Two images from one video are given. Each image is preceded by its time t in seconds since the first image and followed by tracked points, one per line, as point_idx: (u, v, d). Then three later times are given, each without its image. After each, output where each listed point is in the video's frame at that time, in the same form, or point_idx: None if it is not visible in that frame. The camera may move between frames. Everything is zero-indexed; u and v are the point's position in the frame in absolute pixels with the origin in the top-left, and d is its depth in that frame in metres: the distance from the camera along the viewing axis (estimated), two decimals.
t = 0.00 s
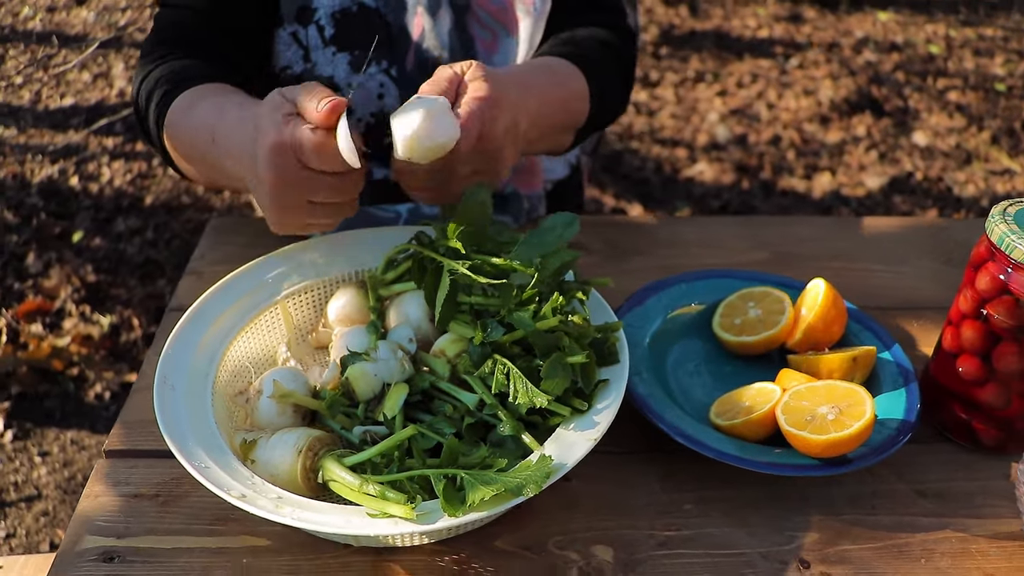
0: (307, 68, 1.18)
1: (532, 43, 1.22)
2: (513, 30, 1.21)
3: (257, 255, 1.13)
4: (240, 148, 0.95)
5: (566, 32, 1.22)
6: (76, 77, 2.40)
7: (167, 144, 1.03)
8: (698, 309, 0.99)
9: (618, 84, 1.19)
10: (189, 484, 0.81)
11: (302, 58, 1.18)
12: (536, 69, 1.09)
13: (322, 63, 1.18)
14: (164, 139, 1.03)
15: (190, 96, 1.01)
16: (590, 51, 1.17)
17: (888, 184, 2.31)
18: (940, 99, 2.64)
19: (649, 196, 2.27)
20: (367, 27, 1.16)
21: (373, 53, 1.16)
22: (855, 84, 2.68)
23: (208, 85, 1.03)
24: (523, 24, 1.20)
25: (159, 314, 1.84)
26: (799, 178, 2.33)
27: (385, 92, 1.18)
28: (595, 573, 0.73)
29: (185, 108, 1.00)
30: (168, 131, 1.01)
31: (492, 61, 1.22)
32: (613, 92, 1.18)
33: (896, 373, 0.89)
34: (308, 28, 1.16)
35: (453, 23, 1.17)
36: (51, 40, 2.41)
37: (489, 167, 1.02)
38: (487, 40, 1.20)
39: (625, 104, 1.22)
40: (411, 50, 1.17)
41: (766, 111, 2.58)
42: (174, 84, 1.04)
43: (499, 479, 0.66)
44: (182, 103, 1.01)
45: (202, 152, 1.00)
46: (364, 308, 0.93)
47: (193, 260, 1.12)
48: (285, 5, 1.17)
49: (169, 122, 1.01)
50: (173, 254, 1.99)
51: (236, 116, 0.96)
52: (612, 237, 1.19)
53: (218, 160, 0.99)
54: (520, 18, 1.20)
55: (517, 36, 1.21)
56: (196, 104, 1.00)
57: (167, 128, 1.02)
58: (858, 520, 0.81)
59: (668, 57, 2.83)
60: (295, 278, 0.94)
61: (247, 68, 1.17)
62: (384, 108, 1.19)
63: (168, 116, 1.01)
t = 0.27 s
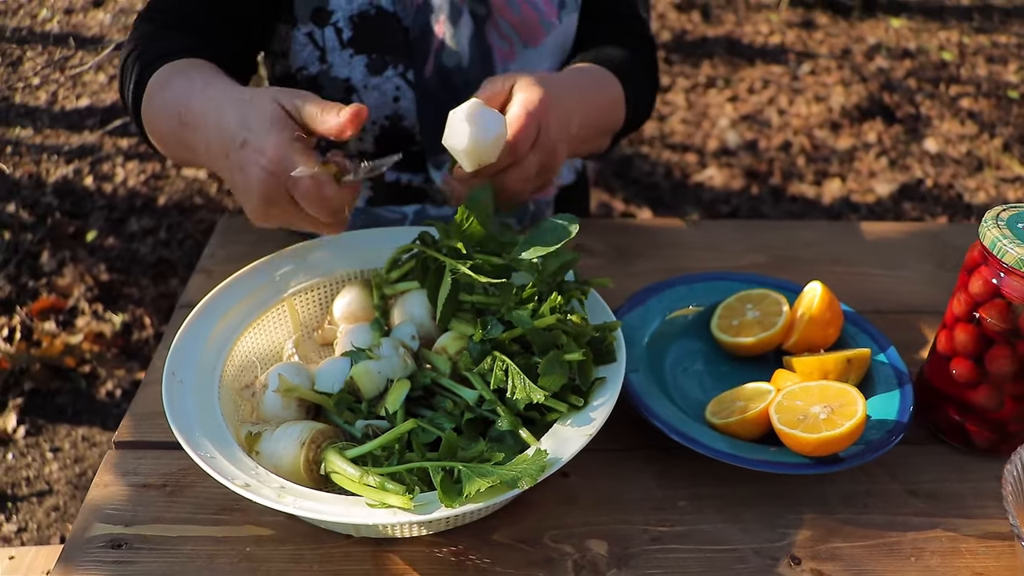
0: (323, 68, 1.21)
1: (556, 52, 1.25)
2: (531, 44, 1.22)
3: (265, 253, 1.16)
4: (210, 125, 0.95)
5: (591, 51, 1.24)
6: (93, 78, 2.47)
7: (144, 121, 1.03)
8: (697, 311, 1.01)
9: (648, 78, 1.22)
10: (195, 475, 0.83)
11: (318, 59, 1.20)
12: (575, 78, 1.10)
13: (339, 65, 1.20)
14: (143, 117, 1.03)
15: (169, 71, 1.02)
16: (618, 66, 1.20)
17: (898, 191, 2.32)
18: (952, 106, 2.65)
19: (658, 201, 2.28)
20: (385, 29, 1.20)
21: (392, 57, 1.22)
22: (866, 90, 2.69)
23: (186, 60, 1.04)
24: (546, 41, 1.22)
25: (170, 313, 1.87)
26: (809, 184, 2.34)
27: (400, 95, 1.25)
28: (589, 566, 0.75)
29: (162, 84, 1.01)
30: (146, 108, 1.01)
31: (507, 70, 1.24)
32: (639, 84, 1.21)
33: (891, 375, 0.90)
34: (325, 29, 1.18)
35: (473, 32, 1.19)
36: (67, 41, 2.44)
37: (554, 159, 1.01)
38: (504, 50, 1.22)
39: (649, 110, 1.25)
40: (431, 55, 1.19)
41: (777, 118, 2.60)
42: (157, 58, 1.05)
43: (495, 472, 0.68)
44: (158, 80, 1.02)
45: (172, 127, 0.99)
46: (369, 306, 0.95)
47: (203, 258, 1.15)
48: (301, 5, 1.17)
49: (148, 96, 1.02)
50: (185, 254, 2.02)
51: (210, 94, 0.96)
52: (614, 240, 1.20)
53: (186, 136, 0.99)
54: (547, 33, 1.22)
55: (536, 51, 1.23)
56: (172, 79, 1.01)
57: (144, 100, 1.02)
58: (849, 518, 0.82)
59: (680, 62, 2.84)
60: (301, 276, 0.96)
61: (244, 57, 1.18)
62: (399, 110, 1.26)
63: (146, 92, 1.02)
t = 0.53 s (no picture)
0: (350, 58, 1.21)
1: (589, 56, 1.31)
2: (559, 44, 1.28)
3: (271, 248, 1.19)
4: (363, 80, 0.98)
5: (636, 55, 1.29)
6: (106, 79, 2.52)
7: (253, 102, 1.04)
8: (690, 306, 1.03)
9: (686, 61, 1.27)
10: (198, 458, 0.86)
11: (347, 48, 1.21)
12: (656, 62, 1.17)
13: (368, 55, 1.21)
14: (250, 99, 1.04)
15: (282, 52, 1.04)
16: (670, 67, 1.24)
17: (905, 195, 2.33)
18: (961, 110, 2.66)
19: (664, 203, 2.30)
20: (417, 25, 1.20)
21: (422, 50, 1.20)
22: (875, 95, 2.71)
23: (280, 44, 1.06)
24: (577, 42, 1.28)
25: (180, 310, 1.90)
26: (816, 188, 2.36)
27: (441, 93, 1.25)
28: (577, 549, 0.77)
29: (282, 59, 1.03)
30: (264, 82, 1.03)
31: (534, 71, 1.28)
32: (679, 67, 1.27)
33: (877, 369, 0.92)
34: (357, 20, 1.19)
35: (504, 31, 1.24)
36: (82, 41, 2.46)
37: (662, 135, 1.14)
38: (533, 50, 1.26)
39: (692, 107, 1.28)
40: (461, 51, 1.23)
41: (785, 121, 2.62)
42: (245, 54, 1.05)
43: (485, 455, 0.71)
44: (277, 56, 1.04)
45: (300, 96, 1.02)
46: (369, 297, 0.98)
47: (210, 251, 1.18)
48: None
49: (262, 74, 1.03)
50: (196, 252, 2.05)
51: (348, 56, 1.00)
52: (613, 237, 1.23)
53: (323, 99, 1.01)
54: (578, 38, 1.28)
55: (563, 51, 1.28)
56: (294, 53, 1.03)
57: (253, 81, 1.03)
58: (834, 507, 0.84)
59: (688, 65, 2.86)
60: (304, 268, 0.99)
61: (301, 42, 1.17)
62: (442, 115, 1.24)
63: (259, 72, 1.03)
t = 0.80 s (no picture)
0: (417, 70, 1.38)
1: (639, 58, 1.49)
2: (608, 56, 1.49)
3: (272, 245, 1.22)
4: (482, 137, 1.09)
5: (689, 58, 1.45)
6: (119, 81, 2.59)
7: (372, 145, 1.15)
8: (677, 304, 1.05)
9: (725, 50, 1.41)
10: (195, 445, 0.89)
11: (413, 61, 1.37)
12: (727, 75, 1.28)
13: (432, 67, 1.38)
14: (370, 141, 1.15)
15: (396, 102, 1.15)
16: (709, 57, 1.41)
17: (910, 202, 2.34)
18: (968, 118, 2.68)
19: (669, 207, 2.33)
20: (476, 37, 1.37)
21: (480, 63, 1.39)
22: (882, 102, 2.73)
23: (398, 90, 1.16)
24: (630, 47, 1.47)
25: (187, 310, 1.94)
26: (822, 194, 2.37)
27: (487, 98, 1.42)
28: (559, 536, 0.80)
29: (400, 111, 1.14)
30: (381, 132, 1.14)
31: (587, 79, 1.50)
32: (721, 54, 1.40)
33: (858, 365, 0.94)
34: (420, 33, 1.35)
35: (560, 43, 1.43)
36: (94, 45, 2.52)
37: (749, 149, 1.23)
38: (586, 61, 1.48)
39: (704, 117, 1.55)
40: (520, 63, 1.41)
41: (792, 127, 2.64)
42: (348, 115, 1.17)
43: (468, 442, 0.73)
44: (392, 107, 1.14)
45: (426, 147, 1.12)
46: (364, 293, 1.00)
47: (213, 248, 1.21)
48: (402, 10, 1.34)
49: (380, 124, 1.14)
50: (204, 252, 2.09)
51: (467, 113, 1.10)
52: (607, 237, 1.25)
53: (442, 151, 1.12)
54: (627, 43, 1.47)
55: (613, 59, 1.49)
56: (411, 106, 1.14)
57: (373, 131, 1.14)
58: (812, 499, 0.86)
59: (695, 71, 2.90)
60: (302, 264, 1.02)
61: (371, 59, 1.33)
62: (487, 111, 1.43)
63: (377, 121, 1.14)
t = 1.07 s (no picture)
0: (438, 70, 1.38)
1: (658, 59, 1.48)
2: (625, 58, 1.50)
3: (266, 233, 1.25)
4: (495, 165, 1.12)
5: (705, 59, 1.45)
6: (126, 79, 2.62)
7: (387, 157, 1.18)
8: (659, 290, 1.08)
9: (741, 50, 1.42)
10: (184, 423, 0.91)
11: (434, 61, 1.38)
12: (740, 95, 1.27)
13: (453, 67, 1.38)
14: (386, 152, 1.18)
15: (419, 117, 1.17)
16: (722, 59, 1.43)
17: (910, 202, 2.35)
18: (971, 119, 2.69)
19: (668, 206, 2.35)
20: (497, 38, 1.38)
21: (500, 64, 1.40)
22: (885, 103, 2.75)
23: (422, 106, 1.19)
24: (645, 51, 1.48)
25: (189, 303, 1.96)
26: (822, 194, 2.38)
27: (506, 99, 1.43)
28: (534, 512, 0.82)
29: (422, 127, 1.16)
30: (399, 144, 1.16)
31: (603, 82, 1.52)
32: (739, 56, 1.41)
33: (834, 350, 0.96)
34: (442, 33, 1.35)
35: (577, 49, 1.46)
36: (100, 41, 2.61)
37: (757, 178, 1.20)
38: (603, 64, 1.51)
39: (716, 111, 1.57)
40: (539, 66, 1.44)
41: (795, 128, 2.67)
42: (373, 125, 1.19)
43: (444, 417, 0.76)
44: (414, 122, 1.17)
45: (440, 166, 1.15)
46: (351, 277, 1.03)
47: (208, 236, 1.24)
48: (424, 9, 1.34)
49: (399, 136, 1.16)
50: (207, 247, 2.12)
51: (487, 140, 1.13)
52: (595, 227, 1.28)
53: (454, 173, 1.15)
54: (644, 46, 1.48)
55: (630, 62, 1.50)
56: (432, 125, 1.16)
57: (393, 142, 1.17)
58: (784, 479, 0.88)
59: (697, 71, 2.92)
60: (292, 249, 1.05)
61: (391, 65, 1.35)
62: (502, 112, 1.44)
63: (397, 132, 1.17)
